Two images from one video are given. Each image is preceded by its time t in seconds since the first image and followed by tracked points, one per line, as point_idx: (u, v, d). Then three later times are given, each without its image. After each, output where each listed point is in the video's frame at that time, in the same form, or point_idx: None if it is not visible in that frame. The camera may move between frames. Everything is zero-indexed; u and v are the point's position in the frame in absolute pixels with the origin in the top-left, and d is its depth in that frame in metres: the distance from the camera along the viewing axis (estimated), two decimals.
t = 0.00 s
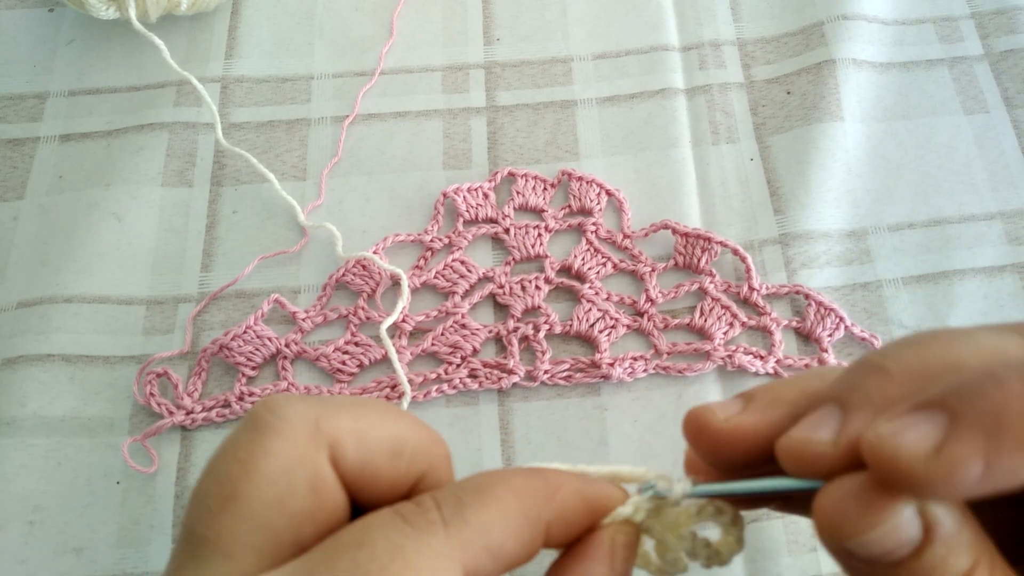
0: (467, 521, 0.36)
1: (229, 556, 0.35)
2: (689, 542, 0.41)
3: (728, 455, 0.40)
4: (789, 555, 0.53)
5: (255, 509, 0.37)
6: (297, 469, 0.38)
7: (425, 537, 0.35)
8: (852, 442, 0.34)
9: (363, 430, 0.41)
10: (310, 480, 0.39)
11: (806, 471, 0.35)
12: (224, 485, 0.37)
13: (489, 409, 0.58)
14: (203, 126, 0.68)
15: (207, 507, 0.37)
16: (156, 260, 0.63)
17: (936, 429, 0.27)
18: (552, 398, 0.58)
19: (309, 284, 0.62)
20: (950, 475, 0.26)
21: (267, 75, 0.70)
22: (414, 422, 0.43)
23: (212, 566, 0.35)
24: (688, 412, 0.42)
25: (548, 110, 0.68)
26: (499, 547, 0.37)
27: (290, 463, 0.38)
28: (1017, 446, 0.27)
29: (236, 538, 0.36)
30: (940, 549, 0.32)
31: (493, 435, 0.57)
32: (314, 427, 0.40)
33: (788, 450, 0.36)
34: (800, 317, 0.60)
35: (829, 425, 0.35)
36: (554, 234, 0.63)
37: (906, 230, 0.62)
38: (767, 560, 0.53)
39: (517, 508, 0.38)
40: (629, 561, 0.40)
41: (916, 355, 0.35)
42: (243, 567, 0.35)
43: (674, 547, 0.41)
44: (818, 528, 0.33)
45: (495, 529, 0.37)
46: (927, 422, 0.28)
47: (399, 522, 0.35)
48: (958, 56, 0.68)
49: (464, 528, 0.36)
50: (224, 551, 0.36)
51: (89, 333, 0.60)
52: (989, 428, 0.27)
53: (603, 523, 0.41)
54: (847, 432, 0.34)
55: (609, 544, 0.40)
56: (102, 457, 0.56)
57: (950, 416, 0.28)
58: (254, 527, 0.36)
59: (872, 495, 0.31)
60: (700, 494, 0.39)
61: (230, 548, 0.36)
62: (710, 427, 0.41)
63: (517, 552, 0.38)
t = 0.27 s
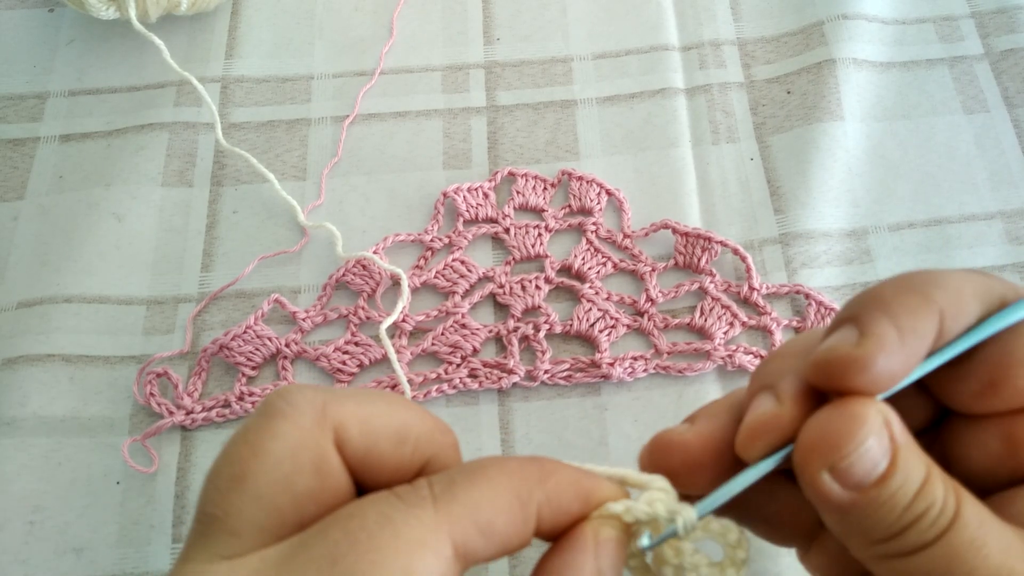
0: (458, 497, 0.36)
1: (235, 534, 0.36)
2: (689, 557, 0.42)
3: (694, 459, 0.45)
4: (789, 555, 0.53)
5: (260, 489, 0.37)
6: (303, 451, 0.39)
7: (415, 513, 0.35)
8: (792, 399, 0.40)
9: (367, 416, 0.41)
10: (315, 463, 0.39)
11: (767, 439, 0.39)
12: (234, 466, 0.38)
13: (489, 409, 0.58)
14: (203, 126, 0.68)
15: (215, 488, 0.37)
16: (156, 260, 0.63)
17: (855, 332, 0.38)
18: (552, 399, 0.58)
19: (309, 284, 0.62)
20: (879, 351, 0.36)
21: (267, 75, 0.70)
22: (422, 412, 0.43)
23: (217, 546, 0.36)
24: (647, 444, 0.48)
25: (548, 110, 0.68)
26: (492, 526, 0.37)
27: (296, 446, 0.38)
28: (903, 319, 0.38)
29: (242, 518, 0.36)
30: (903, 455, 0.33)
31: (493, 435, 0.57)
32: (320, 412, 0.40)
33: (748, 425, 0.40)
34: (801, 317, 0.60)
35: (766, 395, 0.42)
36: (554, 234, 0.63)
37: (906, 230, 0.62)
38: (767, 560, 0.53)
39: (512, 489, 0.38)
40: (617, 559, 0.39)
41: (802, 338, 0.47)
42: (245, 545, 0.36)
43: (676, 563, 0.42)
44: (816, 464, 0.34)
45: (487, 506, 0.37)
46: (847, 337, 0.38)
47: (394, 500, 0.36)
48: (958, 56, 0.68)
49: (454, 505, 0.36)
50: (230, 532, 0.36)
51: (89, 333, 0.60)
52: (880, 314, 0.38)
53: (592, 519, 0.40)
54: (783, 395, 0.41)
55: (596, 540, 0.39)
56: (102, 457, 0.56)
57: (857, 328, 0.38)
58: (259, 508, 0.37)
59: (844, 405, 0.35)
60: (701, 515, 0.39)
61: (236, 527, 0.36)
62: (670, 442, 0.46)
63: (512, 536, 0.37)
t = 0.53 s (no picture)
0: (444, 495, 0.37)
1: (226, 531, 0.36)
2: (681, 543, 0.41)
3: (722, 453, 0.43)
4: (789, 555, 0.53)
5: (252, 488, 0.37)
6: (295, 450, 0.39)
7: (402, 510, 0.36)
8: (822, 391, 0.39)
9: (358, 415, 0.41)
10: (308, 462, 0.39)
11: (782, 429, 0.39)
12: (227, 464, 0.38)
13: (488, 409, 0.58)
14: (203, 126, 0.68)
15: (207, 485, 0.38)
16: (156, 260, 0.63)
17: (915, 350, 0.35)
18: (552, 399, 0.58)
19: (309, 284, 0.62)
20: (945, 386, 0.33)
21: (267, 75, 0.70)
22: (418, 413, 0.44)
23: (209, 544, 0.36)
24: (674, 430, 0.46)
25: (548, 110, 0.68)
26: (480, 525, 0.37)
27: (286, 446, 0.39)
28: (972, 348, 0.34)
29: (233, 515, 0.37)
30: (919, 491, 0.34)
31: (493, 435, 0.57)
32: (312, 411, 0.40)
33: (769, 410, 0.40)
34: (801, 317, 0.60)
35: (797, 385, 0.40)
36: (554, 234, 0.63)
37: (906, 230, 0.62)
38: (767, 560, 0.53)
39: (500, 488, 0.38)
40: (605, 551, 0.39)
41: (857, 329, 0.43)
42: (235, 542, 0.36)
43: (666, 548, 0.41)
44: (813, 486, 0.35)
45: (474, 505, 0.37)
46: (904, 355, 0.35)
47: (382, 499, 0.36)
48: (958, 56, 0.68)
49: (441, 503, 0.36)
50: (222, 529, 0.36)
51: (89, 333, 0.60)
52: (950, 338, 0.34)
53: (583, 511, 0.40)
54: (813, 384, 0.40)
55: (584, 535, 0.39)
56: (102, 457, 0.56)
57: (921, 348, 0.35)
58: (250, 505, 0.37)
59: (861, 439, 0.35)
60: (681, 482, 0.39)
61: (227, 524, 0.36)
62: (700, 435, 0.44)
63: (501, 535, 0.37)
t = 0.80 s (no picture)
0: (436, 491, 0.37)
1: (220, 528, 0.36)
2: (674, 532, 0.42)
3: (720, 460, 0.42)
4: (789, 555, 0.53)
5: (248, 486, 0.37)
6: (290, 447, 0.39)
7: (394, 505, 0.36)
8: (822, 414, 0.38)
9: (353, 414, 0.41)
10: (302, 460, 0.39)
11: (778, 450, 0.38)
12: (223, 461, 0.38)
13: (489, 409, 0.58)
14: (203, 127, 0.68)
15: (204, 482, 0.38)
16: (156, 260, 0.63)
17: (919, 386, 0.34)
18: (552, 399, 0.58)
19: (309, 284, 0.62)
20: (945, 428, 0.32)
21: (267, 75, 0.70)
22: (413, 413, 0.43)
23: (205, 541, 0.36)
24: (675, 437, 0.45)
25: (548, 110, 0.68)
26: (472, 522, 0.37)
27: (282, 443, 0.39)
28: (978, 384, 0.33)
29: (229, 513, 0.37)
30: (919, 510, 0.34)
31: (493, 435, 0.57)
32: (307, 410, 0.40)
33: (768, 434, 0.38)
34: (801, 317, 0.60)
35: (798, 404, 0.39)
36: (555, 234, 0.63)
37: (906, 230, 0.62)
38: (767, 560, 0.53)
39: (492, 484, 0.38)
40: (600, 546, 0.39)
41: (861, 341, 0.42)
42: (230, 539, 0.36)
43: (660, 538, 0.42)
44: (809, 503, 0.36)
45: (466, 501, 0.37)
46: (906, 390, 0.34)
47: (374, 495, 0.36)
48: (958, 56, 0.68)
49: (433, 498, 0.36)
50: (217, 526, 0.36)
51: (89, 333, 0.60)
52: (955, 373, 0.33)
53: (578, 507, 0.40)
54: (813, 406, 0.38)
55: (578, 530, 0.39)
56: (102, 457, 0.56)
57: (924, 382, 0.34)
58: (245, 502, 0.37)
59: (860, 458, 0.35)
60: (675, 491, 0.39)
61: (222, 521, 0.36)
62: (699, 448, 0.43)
63: (493, 532, 0.37)
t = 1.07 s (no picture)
0: (443, 497, 0.37)
1: (226, 531, 0.36)
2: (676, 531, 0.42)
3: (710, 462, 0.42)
4: (789, 555, 0.53)
5: (254, 489, 0.37)
6: (298, 451, 0.39)
7: (400, 509, 0.36)
8: (813, 421, 0.37)
9: (361, 420, 0.41)
10: (309, 464, 0.39)
11: (771, 456, 0.38)
12: (229, 464, 0.38)
13: (488, 409, 0.58)
14: (203, 127, 0.68)
15: (209, 485, 0.38)
16: (156, 260, 0.63)
17: (908, 399, 0.33)
18: (552, 398, 0.58)
19: (309, 284, 0.62)
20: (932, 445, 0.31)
21: (267, 75, 0.70)
22: (418, 417, 0.44)
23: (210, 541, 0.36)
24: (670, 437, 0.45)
25: (548, 110, 0.68)
26: (478, 529, 0.37)
27: (289, 447, 0.39)
28: (971, 401, 0.32)
29: (235, 515, 0.37)
30: (908, 516, 0.35)
31: (492, 435, 0.57)
32: (315, 414, 0.40)
33: (758, 440, 0.38)
34: (801, 317, 0.60)
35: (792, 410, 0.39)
36: (554, 234, 0.63)
37: (906, 230, 0.62)
38: (768, 560, 0.53)
39: (498, 493, 0.38)
40: (601, 550, 0.39)
41: (858, 351, 0.41)
42: (234, 541, 0.36)
43: (665, 539, 0.41)
44: (797, 507, 0.36)
45: (472, 508, 0.37)
46: (895, 403, 0.33)
47: (381, 497, 0.36)
48: (958, 56, 0.68)
49: (440, 505, 0.36)
50: (222, 528, 0.36)
51: (89, 333, 0.60)
52: (946, 390, 0.32)
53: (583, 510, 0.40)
54: (805, 412, 0.38)
55: (580, 534, 0.39)
56: (102, 457, 0.56)
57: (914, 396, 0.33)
58: (251, 505, 0.37)
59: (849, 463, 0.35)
60: (669, 488, 0.40)
61: (228, 523, 0.37)
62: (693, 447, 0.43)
63: (497, 540, 0.37)
